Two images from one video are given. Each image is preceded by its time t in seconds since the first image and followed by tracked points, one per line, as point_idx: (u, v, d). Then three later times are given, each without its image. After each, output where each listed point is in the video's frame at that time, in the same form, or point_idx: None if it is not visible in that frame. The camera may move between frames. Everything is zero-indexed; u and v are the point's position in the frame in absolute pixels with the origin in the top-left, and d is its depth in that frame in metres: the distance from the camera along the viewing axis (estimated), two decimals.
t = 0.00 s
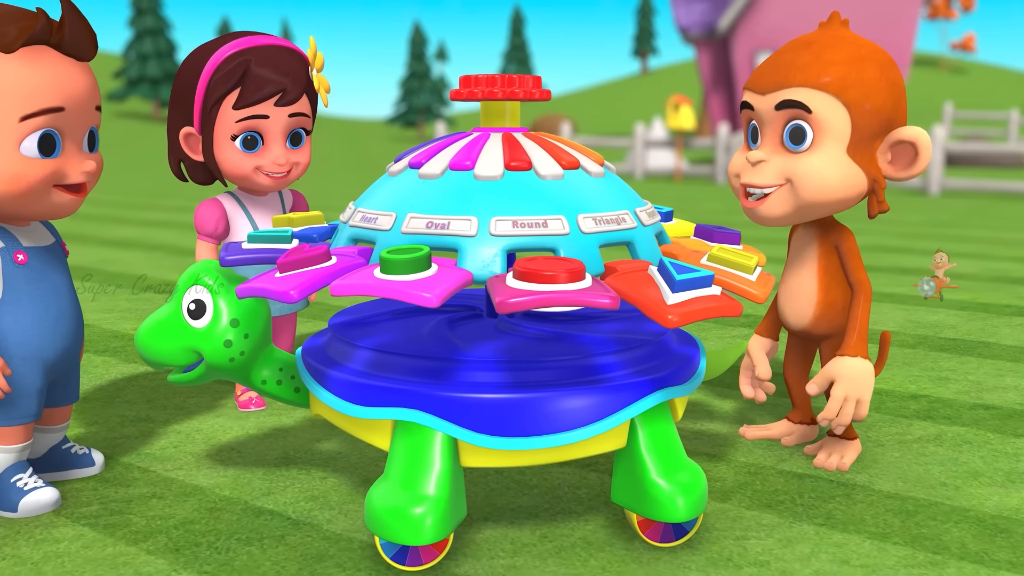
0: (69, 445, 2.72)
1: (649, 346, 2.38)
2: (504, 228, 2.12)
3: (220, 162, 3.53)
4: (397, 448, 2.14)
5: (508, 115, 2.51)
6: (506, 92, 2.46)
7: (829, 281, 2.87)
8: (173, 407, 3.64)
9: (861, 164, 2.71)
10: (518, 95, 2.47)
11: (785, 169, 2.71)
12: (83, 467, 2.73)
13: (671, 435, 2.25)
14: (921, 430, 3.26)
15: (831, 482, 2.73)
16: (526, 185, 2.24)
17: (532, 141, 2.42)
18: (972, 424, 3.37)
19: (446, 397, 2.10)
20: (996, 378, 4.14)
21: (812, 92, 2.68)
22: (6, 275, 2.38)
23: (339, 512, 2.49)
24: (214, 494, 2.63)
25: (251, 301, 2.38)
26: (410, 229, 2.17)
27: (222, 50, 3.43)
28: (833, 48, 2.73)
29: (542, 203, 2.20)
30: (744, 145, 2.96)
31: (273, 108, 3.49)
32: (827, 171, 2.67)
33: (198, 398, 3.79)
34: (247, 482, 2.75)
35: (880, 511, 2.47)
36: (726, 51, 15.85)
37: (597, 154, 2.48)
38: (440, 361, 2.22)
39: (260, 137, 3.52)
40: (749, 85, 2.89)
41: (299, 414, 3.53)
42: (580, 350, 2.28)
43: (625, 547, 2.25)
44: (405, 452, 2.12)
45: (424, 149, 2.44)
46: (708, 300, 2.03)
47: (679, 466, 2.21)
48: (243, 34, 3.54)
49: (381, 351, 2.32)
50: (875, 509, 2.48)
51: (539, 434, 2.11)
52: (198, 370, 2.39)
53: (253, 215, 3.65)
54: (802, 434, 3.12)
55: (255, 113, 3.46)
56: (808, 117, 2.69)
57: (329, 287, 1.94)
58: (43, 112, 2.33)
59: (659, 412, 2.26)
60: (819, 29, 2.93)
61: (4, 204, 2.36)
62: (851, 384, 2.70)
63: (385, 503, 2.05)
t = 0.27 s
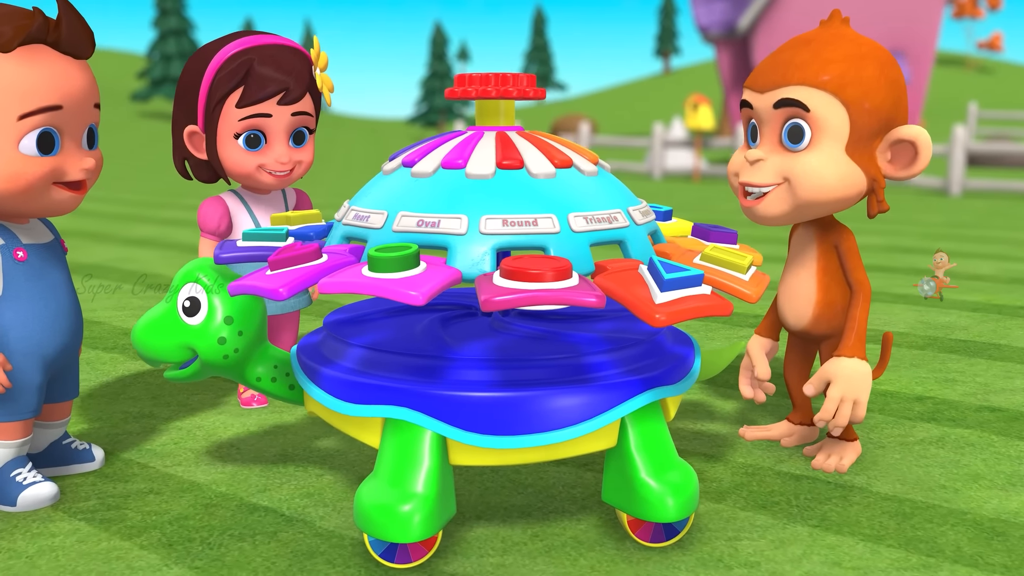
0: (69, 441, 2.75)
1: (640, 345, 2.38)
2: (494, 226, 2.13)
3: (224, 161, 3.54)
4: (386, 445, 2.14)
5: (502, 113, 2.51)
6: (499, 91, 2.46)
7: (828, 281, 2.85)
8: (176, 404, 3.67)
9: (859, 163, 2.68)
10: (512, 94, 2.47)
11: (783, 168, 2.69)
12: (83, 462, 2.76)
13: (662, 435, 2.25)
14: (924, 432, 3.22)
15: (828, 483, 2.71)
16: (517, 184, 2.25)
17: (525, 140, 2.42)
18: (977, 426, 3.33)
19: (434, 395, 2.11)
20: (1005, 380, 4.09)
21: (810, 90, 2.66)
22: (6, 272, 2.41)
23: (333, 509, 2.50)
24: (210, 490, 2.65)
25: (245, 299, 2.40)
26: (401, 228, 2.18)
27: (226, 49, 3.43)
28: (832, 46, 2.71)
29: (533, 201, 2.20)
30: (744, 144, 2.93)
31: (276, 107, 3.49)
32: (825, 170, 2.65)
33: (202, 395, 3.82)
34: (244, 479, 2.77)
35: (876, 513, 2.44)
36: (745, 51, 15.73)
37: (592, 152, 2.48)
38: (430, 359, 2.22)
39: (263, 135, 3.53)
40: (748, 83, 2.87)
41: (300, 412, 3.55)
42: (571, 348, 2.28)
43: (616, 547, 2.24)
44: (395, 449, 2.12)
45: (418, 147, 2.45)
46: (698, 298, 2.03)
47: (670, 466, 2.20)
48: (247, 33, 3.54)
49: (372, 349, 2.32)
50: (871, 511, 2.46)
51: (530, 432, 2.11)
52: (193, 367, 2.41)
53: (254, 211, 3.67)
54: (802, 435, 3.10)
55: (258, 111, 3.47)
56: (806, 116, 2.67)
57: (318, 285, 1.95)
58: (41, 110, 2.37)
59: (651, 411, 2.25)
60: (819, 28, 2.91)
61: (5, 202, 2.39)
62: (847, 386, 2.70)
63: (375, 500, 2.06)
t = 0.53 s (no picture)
0: (75, 438, 2.78)
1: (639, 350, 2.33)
2: (488, 226, 2.10)
3: (235, 159, 3.55)
4: (378, 447, 2.12)
5: (503, 112, 2.48)
6: (498, 89, 2.42)
7: (840, 284, 2.78)
8: (187, 402, 3.70)
9: (871, 162, 2.61)
10: (511, 93, 2.43)
11: (791, 168, 2.62)
12: (89, 459, 2.78)
13: (660, 440, 2.21)
14: (942, 440, 3.12)
15: (837, 491, 2.64)
16: (514, 183, 2.21)
17: (525, 139, 2.38)
18: (999, 434, 3.22)
19: (425, 397, 2.08)
20: None
21: (819, 88, 2.59)
22: (9, 269, 2.43)
23: (330, 510, 2.49)
24: (211, 489, 2.66)
25: (242, 298, 2.40)
26: (395, 228, 2.16)
27: (238, 47, 3.43)
28: (843, 43, 2.64)
29: (529, 201, 2.17)
30: (754, 143, 2.86)
31: (286, 105, 3.49)
32: (835, 170, 2.58)
33: (213, 393, 3.84)
34: (246, 478, 2.77)
35: (884, 523, 2.37)
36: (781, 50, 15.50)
37: (593, 152, 2.44)
38: (423, 361, 2.20)
39: (274, 134, 3.53)
40: (758, 82, 2.80)
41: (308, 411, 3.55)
42: (567, 352, 2.24)
43: (612, 553, 2.20)
44: (387, 451, 2.09)
45: (418, 146, 2.42)
46: (693, 300, 1.98)
47: (667, 472, 2.16)
48: (259, 32, 3.54)
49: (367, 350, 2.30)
50: (879, 520, 2.39)
51: (527, 435, 2.07)
52: (191, 367, 2.41)
53: (264, 210, 3.69)
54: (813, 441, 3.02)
55: (269, 110, 3.46)
56: (816, 115, 2.60)
57: (307, 285, 1.93)
58: (43, 109, 2.41)
59: (648, 416, 2.21)
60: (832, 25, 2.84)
61: (10, 200, 2.43)
62: (857, 391, 2.62)
63: (365, 502, 2.04)
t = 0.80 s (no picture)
0: (82, 434, 2.81)
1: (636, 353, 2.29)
2: (481, 226, 2.07)
3: (245, 158, 3.55)
4: (370, 448, 2.10)
5: (503, 111, 2.45)
6: (497, 88, 2.40)
7: (850, 287, 2.70)
8: (198, 400, 3.73)
9: (881, 163, 2.52)
10: (510, 91, 2.41)
11: (799, 168, 2.55)
12: (94, 456, 2.81)
13: (656, 445, 2.16)
14: (959, 448, 3.03)
15: (845, 498, 2.56)
16: (510, 183, 2.18)
17: (523, 138, 2.35)
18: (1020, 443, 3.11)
19: (415, 398, 2.06)
20: None
21: (829, 86, 2.51)
22: (12, 267, 2.47)
23: (326, 510, 2.48)
24: (211, 488, 2.67)
25: (240, 297, 2.40)
26: (388, 227, 2.15)
27: (249, 46, 3.43)
28: (856, 40, 2.54)
29: (524, 200, 2.14)
30: (764, 142, 2.79)
31: (297, 104, 3.48)
32: (844, 171, 2.50)
33: (225, 392, 3.87)
34: (247, 477, 2.78)
35: (890, 533, 2.29)
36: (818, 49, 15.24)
37: (593, 151, 2.40)
38: (416, 361, 2.17)
39: (284, 133, 3.53)
40: (769, 79, 2.72)
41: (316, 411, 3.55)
42: (562, 354, 2.20)
43: (606, 560, 2.16)
44: (378, 453, 2.07)
45: (416, 145, 2.41)
46: (687, 303, 1.93)
47: (662, 477, 2.12)
48: (271, 30, 3.53)
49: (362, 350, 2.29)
50: (885, 530, 2.32)
51: (525, 438, 2.04)
52: (190, 365, 2.42)
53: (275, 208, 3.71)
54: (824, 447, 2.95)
55: (279, 109, 3.46)
56: (825, 113, 2.52)
57: (296, 285, 1.92)
58: (46, 109, 2.44)
59: (644, 420, 2.17)
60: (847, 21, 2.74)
61: (13, 198, 2.47)
62: (866, 397, 2.56)
63: (354, 503, 2.02)
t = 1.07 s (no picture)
0: (88, 431, 2.85)
1: (632, 356, 2.26)
2: (473, 226, 2.05)
3: (256, 156, 3.57)
4: (360, 448, 2.09)
5: (502, 110, 2.43)
6: (496, 86, 2.37)
7: (858, 290, 2.63)
8: (210, 397, 3.77)
9: (893, 163, 2.40)
10: (508, 89, 2.38)
11: (806, 167, 2.45)
12: (100, 452, 2.85)
13: (650, 448, 2.13)
14: (975, 456, 2.94)
15: (852, 506, 2.50)
16: (504, 182, 2.16)
17: (520, 137, 2.32)
18: None
19: (405, 399, 2.04)
20: None
21: (839, 84, 2.40)
22: (16, 264, 2.52)
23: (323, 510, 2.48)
24: (211, 486, 2.68)
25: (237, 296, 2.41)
26: (381, 226, 2.14)
27: (260, 45, 3.43)
28: (867, 37, 2.43)
29: (517, 200, 2.11)
30: (774, 140, 2.67)
31: (306, 104, 3.47)
32: (853, 171, 2.39)
33: (236, 390, 3.90)
34: (248, 475, 2.79)
35: (895, 543, 2.23)
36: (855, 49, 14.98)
37: (592, 150, 2.37)
38: (408, 361, 2.16)
39: (294, 132, 3.53)
40: (779, 76, 2.61)
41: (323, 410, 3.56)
42: (555, 356, 2.18)
43: (599, 565, 2.12)
44: (368, 453, 2.06)
45: (414, 144, 2.39)
46: (680, 306, 1.89)
47: (656, 482, 2.08)
48: (283, 29, 3.53)
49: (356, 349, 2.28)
50: (889, 540, 2.25)
51: (519, 440, 2.01)
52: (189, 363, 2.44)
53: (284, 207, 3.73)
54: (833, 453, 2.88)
55: (289, 108, 3.46)
56: (835, 112, 2.41)
57: (285, 284, 1.92)
58: (50, 109, 2.48)
59: (638, 423, 2.13)
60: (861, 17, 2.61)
61: (17, 197, 2.51)
62: (874, 403, 2.49)
63: (343, 504, 2.00)
